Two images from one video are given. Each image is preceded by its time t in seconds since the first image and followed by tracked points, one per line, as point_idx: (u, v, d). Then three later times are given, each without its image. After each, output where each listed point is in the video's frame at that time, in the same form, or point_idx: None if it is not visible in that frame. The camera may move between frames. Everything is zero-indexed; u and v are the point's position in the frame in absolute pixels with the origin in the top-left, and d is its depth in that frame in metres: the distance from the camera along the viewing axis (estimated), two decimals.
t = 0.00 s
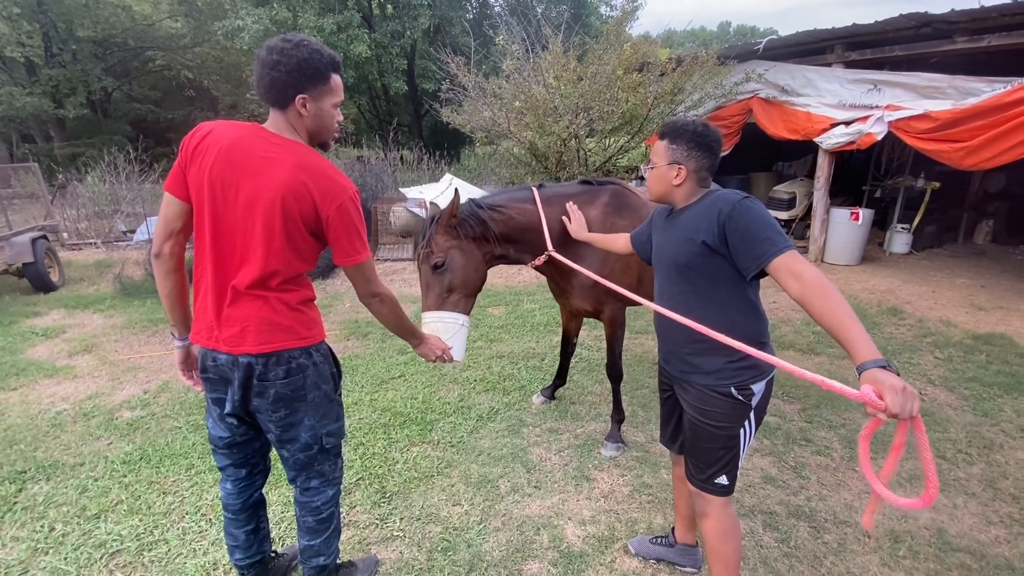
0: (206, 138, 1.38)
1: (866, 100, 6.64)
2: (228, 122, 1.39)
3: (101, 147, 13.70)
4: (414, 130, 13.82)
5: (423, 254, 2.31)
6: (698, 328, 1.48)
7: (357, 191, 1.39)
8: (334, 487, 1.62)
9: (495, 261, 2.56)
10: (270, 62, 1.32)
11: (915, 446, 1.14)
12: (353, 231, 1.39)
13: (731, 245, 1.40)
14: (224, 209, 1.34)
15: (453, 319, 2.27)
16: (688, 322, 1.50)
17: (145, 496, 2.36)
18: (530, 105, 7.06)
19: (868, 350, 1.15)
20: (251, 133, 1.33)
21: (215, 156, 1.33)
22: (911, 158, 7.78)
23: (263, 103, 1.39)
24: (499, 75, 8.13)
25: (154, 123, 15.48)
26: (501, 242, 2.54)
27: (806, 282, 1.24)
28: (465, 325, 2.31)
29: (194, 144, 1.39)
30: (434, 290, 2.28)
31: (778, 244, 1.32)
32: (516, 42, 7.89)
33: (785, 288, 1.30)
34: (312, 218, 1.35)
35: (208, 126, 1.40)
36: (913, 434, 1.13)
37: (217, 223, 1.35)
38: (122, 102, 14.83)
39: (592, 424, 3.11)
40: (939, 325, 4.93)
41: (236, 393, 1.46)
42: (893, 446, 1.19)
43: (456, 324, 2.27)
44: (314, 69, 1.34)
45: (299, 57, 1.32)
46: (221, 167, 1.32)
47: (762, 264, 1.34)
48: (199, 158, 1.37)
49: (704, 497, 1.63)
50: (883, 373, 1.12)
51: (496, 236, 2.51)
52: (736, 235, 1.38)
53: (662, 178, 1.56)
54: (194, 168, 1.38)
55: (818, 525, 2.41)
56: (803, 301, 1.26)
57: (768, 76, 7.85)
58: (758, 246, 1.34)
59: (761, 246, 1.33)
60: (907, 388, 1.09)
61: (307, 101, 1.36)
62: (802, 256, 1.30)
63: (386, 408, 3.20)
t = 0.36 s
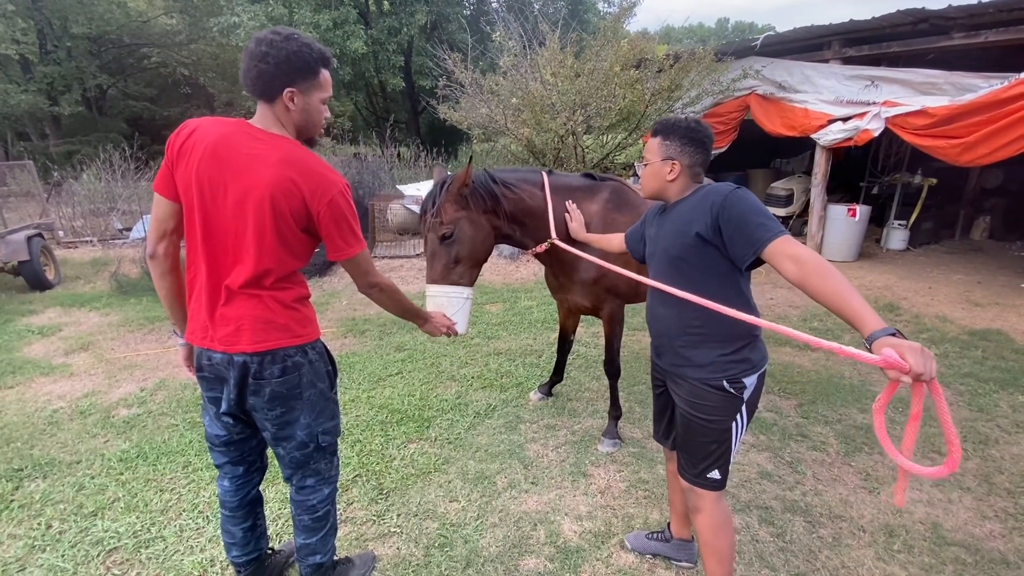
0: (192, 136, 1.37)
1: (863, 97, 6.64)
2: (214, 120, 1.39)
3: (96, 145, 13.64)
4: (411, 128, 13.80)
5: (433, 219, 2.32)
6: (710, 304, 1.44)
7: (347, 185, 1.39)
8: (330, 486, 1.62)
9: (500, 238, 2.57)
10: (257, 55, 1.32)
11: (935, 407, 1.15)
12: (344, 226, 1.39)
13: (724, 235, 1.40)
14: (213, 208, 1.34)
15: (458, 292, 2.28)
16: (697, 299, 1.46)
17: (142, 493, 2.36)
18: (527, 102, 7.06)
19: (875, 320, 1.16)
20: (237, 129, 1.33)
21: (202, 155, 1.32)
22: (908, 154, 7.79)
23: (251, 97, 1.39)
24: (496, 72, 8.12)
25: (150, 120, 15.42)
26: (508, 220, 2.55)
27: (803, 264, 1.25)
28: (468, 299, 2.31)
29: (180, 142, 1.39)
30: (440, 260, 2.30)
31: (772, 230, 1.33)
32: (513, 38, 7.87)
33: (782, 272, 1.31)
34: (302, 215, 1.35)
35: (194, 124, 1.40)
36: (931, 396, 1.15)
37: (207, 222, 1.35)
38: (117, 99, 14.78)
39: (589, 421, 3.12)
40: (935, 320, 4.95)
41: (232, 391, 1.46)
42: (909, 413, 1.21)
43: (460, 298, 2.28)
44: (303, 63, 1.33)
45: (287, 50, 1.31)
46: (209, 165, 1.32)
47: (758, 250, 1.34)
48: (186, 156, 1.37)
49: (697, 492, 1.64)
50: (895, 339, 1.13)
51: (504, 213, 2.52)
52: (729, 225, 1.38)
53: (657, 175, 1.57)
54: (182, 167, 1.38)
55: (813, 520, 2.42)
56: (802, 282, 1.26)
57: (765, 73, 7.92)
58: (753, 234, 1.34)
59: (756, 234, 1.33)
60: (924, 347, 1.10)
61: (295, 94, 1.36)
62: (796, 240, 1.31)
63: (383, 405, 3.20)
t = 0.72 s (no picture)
0: (192, 133, 1.37)
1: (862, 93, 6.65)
2: (213, 117, 1.39)
3: (94, 143, 13.61)
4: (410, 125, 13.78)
5: (432, 234, 2.35)
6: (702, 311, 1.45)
7: (348, 185, 1.39)
8: (329, 484, 1.63)
9: (504, 245, 2.56)
10: (263, 53, 1.31)
11: (929, 418, 1.17)
12: (346, 226, 1.39)
13: (728, 234, 1.40)
14: (214, 206, 1.34)
15: (458, 299, 2.30)
16: (699, 310, 1.47)
17: (142, 490, 2.36)
18: (526, 99, 7.05)
19: (874, 328, 1.17)
20: (238, 128, 1.33)
21: (202, 153, 1.32)
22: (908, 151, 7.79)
23: (252, 94, 1.38)
24: (495, 69, 8.11)
25: (148, 118, 15.40)
26: (510, 226, 2.54)
27: (806, 269, 1.26)
28: (471, 305, 2.34)
29: (179, 140, 1.38)
30: (439, 272, 2.32)
31: (777, 232, 1.33)
32: (512, 35, 7.85)
33: (783, 275, 1.31)
34: (304, 214, 1.35)
35: (194, 121, 1.39)
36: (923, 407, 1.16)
37: (208, 221, 1.35)
38: (115, 97, 14.76)
39: (588, 417, 3.12)
40: (933, 317, 4.96)
41: (231, 391, 1.46)
42: (902, 422, 1.22)
43: (460, 305, 2.31)
44: (308, 63, 1.34)
45: (293, 50, 1.31)
46: (209, 163, 1.32)
47: (761, 253, 1.34)
48: (186, 154, 1.37)
49: (691, 488, 1.65)
50: (894, 349, 1.14)
51: (506, 219, 2.51)
52: (735, 224, 1.38)
53: (665, 166, 1.57)
54: (181, 164, 1.37)
55: (811, 516, 2.43)
56: (802, 287, 1.27)
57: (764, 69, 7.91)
58: (757, 234, 1.34)
59: (760, 235, 1.34)
60: (923, 356, 1.12)
61: (300, 93, 1.36)
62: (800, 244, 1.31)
63: (383, 402, 3.21)
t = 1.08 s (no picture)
0: (192, 132, 1.37)
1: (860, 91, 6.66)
2: (213, 115, 1.39)
3: (92, 141, 13.58)
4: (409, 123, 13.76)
5: (441, 214, 2.34)
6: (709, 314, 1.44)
7: (349, 184, 1.39)
8: (332, 482, 1.63)
9: (511, 232, 2.56)
10: (264, 49, 1.31)
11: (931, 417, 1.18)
12: (347, 225, 1.39)
13: (730, 233, 1.40)
14: (215, 206, 1.34)
15: (463, 289, 2.32)
16: (700, 311, 1.47)
17: (142, 489, 2.37)
18: (525, 97, 7.05)
19: (878, 327, 1.18)
20: (238, 127, 1.33)
21: (202, 152, 1.32)
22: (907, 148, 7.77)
23: (252, 90, 1.38)
24: (494, 67, 8.10)
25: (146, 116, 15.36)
26: (519, 213, 2.54)
27: (808, 268, 1.26)
28: (474, 295, 2.34)
29: (179, 139, 1.38)
30: (445, 253, 2.32)
31: (779, 231, 1.33)
32: (511, 33, 7.83)
33: (785, 274, 1.32)
34: (305, 213, 1.35)
35: (193, 120, 1.39)
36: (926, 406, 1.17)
37: (209, 221, 1.35)
38: (112, 95, 14.73)
39: (588, 415, 3.13)
40: (932, 315, 4.97)
41: (234, 390, 1.46)
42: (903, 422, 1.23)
43: (465, 294, 2.32)
44: (309, 60, 1.34)
45: (295, 47, 1.32)
46: (209, 163, 1.31)
47: (762, 252, 1.35)
48: (186, 153, 1.36)
49: (688, 486, 1.66)
50: (899, 347, 1.15)
51: (516, 206, 2.51)
52: (738, 222, 1.38)
53: (669, 161, 1.57)
54: (181, 164, 1.37)
55: (809, 513, 2.44)
56: (805, 286, 1.27)
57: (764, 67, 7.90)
58: (759, 233, 1.35)
59: (763, 233, 1.34)
60: (929, 354, 1.13)
61: (301, 91, 1.36)
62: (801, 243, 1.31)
63: (383, 401, 3.22)
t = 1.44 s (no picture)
0: (191, 131, 1.37)
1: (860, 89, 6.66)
2: (211, 114, 1.39)
3: (91, 140, 13.54)
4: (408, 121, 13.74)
5: (443, 221, 2.34)
6: (698, 317, 1.48)
7: (350, 182, 1.39)
8: (333, 481, 1.64)
9: (514, 234, 2.55)
10: (262, 46, 1.31)
11: (912, 432, 1.17)
12: (349, 223, 1.40)
13: (734, 234, 1.41)
14: (215, 207, 1.34)
15: (469, 285, 2.31)
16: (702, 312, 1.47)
17: (143, 487, 2.37)
18: (524, 95, 7.04)
19: (868, 340, 1.18)
20: (236, 126, 1.33)
21: (201, 152, 1.32)
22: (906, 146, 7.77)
23: (249, 89, 1.38)
24: (493, 65, 8.08)
25: (145, 115, 15.34)
26: (521, 214, 2.53)
27: (807, 274, 1.26)
28: (480, 292, 2.34)
29: (177, 138, 1.38)
30: (451, 259, 2.32)
31: (782, 235, 1.34)
32: (510, 31, 7.82)
33: (784, 279, 1.32)
34: (307, 212, 1.35)
35: (191, 119, 1.39)
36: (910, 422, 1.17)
37: (210, 221, 1.35)
38: (111, 94, 14.70)
39: (587, 412, 3.14)
40: (931, 312, 4.98)
41: (237, 390, 1.47)
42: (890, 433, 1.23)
43: (471, 291, 2.31)
44: (306, 57, 1.33)
45: (291, 44, 1.31)
46: (208, 162, 1.31)
47: (764, 255, 1.35)
48: (185, 152, 1.36)
49: (688, 482, 1.66)
50: (886, 362, 1.14)
51: (517, 207, 2.50)
52: (741, 224, 1.39)
53: (669, 161, 1.58)
54: (179, 163, 1.37)
55: (809, 509, 2.45)
56: (802, 292, 1.27)
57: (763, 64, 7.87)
58: (761, 236, 1.35)
59: (766, 236, 1.34)
60: (915, 372, 1.12)
61: (299, 88, 1.36)
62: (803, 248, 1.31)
63: (383, 399, 3.22)
